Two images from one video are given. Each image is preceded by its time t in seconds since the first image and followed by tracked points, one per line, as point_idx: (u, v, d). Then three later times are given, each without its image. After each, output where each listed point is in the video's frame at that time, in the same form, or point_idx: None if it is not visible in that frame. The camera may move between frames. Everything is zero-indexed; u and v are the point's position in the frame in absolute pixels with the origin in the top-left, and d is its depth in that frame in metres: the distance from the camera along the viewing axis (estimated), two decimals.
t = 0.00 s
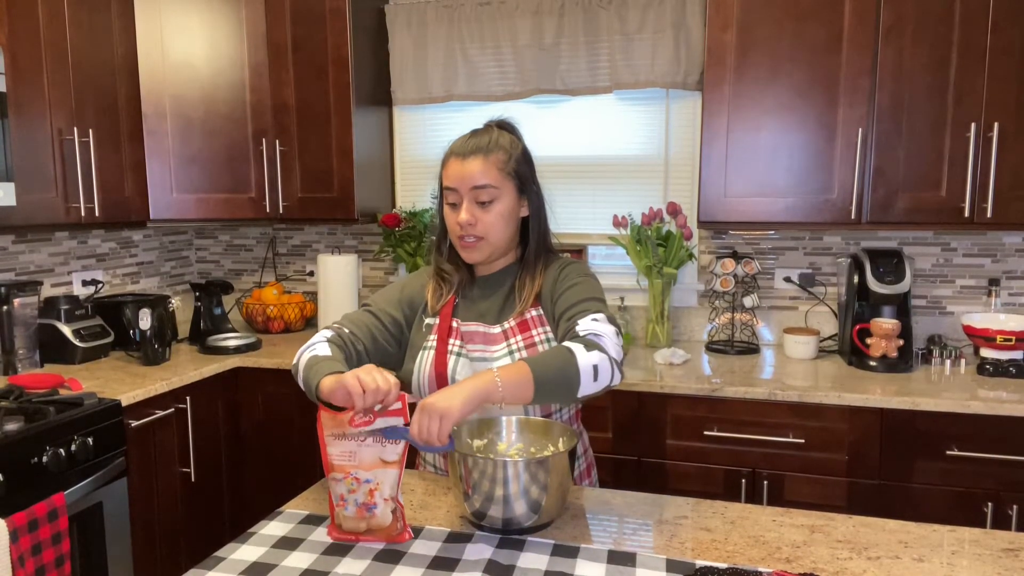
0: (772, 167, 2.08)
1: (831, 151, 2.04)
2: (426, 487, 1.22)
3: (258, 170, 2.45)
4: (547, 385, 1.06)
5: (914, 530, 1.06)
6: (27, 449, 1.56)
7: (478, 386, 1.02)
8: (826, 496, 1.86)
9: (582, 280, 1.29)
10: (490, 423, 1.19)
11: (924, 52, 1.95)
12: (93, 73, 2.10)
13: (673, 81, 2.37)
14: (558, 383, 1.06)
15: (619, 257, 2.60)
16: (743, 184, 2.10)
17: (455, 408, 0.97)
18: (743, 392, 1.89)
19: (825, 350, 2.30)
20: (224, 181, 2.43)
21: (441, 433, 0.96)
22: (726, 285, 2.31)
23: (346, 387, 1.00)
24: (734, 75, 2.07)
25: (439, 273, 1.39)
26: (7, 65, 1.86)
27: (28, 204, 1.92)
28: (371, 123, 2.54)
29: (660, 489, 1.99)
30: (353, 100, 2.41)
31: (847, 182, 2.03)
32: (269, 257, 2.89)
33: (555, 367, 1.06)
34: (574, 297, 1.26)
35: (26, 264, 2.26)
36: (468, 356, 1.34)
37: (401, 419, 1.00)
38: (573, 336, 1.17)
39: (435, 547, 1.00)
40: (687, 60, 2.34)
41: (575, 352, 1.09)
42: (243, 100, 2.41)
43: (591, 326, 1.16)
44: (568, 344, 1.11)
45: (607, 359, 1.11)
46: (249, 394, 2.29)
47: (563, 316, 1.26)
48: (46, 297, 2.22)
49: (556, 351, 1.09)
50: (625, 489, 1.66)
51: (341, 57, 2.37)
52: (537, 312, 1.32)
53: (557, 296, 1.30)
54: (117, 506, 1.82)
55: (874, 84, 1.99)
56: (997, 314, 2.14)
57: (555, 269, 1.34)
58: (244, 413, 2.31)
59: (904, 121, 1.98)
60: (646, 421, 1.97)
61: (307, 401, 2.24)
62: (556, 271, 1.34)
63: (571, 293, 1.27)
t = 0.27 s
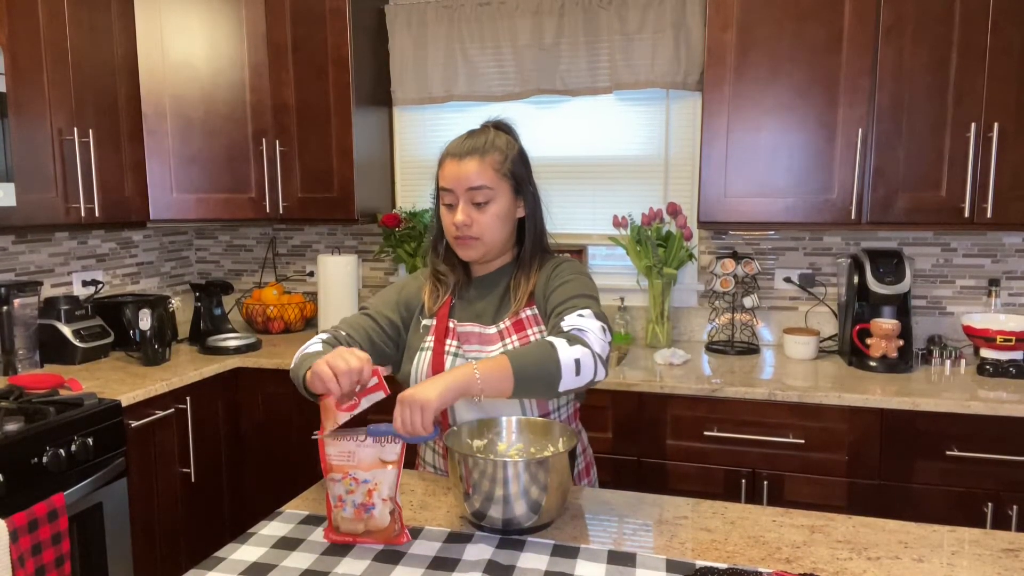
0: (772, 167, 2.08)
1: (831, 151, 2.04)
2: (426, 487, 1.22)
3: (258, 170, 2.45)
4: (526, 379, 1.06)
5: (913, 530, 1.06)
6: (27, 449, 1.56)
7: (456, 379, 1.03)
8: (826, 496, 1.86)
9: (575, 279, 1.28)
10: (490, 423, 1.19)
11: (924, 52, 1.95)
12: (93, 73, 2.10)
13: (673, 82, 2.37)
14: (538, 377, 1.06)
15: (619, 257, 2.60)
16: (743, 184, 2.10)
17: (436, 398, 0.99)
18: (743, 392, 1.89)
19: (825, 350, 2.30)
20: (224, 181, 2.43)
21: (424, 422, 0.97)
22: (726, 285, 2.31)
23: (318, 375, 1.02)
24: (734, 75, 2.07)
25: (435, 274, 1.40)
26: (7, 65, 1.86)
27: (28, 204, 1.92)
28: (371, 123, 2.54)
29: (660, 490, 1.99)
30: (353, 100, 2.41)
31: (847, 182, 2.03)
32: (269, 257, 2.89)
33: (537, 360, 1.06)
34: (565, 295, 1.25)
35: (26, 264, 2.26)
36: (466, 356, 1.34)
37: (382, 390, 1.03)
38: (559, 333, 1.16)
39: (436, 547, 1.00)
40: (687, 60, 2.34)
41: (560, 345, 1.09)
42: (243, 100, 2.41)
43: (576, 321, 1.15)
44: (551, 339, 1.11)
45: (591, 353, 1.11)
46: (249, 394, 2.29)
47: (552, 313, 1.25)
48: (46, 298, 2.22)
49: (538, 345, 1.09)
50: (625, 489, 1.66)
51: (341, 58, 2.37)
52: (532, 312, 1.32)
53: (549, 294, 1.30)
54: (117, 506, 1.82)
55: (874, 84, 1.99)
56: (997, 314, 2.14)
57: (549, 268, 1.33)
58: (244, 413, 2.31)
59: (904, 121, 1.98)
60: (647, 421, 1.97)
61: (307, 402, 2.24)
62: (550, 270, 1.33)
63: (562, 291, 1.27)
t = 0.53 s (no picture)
0: (772, 166, 2.08)
1: (831, 150, 2.04)
2: (426, 487, 1.22)
3: (258, 170, 2.45)
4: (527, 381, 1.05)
5: (913, 530, 1.06)
6: (27, 449, 1.56)
7: (457, 378, 1.02)
8: (826, 495, 1.86)
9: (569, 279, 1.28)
10: (490, 423, 1.19)
11: (924, 52, 1.95)
12: (93, 73, 2.10)
13: (673, 82, 2.36)
14: (538, 378, 1.05)
15: (619, 257, 2.60)
16: (743, 184, 2.10)
17: (436, 397, 0.99)
18: (743, 392, 1.89)
19: (825, 350, 2.30)
20: (224, 181, 2.43)
21: (424, 423, 0.97)
22: (726, 285, 2.31)
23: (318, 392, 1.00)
24: (734, 75, 2.07)
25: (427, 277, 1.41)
26: (7, 65, 1.86)
27: (27, 203, 1.92)
28: (371, 123, 2.54)
29: (660, 489, 1.99)
30: (353, 100, 2.41)
31: (847, 182, 2.03)
32: (269, 257, 2.89)
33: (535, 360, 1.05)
34: (562, 294, 1.25)
35: (26, 264, 2.26)
36: (461, 358, 1.33)
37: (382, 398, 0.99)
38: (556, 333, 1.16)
39: (436, 547, 1.00)
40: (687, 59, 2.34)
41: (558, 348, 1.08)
42: (243, 100, 2.41)
43: (574, 322, 1.15)
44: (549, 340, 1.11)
45: (590, 355, 1.11)
46: (249, 393, 2.29)
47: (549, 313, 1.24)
48: (46, 297, 2.22)
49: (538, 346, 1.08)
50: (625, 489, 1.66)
51: (341, 57, 2.37)
52: (527, 313, 1.31)
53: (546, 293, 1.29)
54: (117, 506, 1.82)
55: (875, 84, 1.99)
56: (997, 314, 2.14)
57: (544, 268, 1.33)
58: (244, 413, 2.31)
59: (904, 120, 1.98)
60: (647, 421, 1.97)
61: (307, 401, 2.24)
62: (545, 270, 1.33)
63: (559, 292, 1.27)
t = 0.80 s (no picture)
0: (772, 166, 2.08)
1: (831, 150, 2.04)
2: (426, 487, 1.22)
3: (258, 170, 2.45)
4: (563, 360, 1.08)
5: (913, 530, 1.06)
6: (27, 449, 1.56)
7: (495, 352, 1.03)
8: (826, 496, 1.86)
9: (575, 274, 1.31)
10: (490, 423, 1.19)
11: (924, 52, 1.95)
12: (93, 73, 2.10)
13: (673, 81, 2.37)
14: (571, 359, 1.08)
15: (619, 257, 2.60)
16: (743, 184, 2.10)
17: (478, 372, 0.98)
18: (743, 392, 1.89)
19: (825, 350, 2.30)
20: (224, 181, 2.43)
21: (465, 398, 0.97)
22: (726, 285, 2.31)
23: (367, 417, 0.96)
24: (734, 75, 2.07)
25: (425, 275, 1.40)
26: (7, 64, 1.86)
27: (27, 203, 1.92)
28: (371, 123, 2.54)
29: (660, 490, 1.99)
30: (353, 100, 2.41)
31: (847, 182, 2.03)
32: (269, 257, 2.89)
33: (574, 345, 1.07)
34: (575, 289, 1.28)
35: (26, 264, 2.26)
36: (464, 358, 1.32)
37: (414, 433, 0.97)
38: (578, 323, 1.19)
39: (436, 547, 1.00)
40: (687, 59, 2.34)
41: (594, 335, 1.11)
42: (243, 100, 2.41)
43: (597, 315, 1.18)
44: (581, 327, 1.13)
45: (615, 344, 1.15)
46: (249, 394, 2.29)
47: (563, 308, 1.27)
48: (46, 297, 2.22)
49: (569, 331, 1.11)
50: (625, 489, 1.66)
51: (341, 58, 2.37)
52: (530, 312, 1.33)
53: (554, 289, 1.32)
54: (117, 506, 1.82)
55: (874, 84, 1.99)
56: (997, 314, 2.14)
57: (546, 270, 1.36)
58: (244, 413, 2.31)
59: (904, 121, 1.98)
60: (647, 421, 1.97)
61: (307, 402, 2.24)
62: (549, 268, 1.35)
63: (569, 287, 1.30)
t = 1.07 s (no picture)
0: (772, 166, 2.08)
1: (831, 150, 2.04)
2: (426, 487, 1.22)
3: (258, 170, 2.45)
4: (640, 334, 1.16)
5: (914, 530, 1.06)
6: (27, 449, 1.56)
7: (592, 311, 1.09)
8: (826, 496, 1.86)
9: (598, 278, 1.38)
10: (490, 423, 1.19)
11: (924, 52, 1.95)
12: (93, 73, 2.10)
13: (673, 81, 2.37)
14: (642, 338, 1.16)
15: (618, 257, 2.60)
16: (743, 184, 2.10)
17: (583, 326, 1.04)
18: (743, 392, 1.89)
19: (825, 350, 2.30)
20: (224, 181, 2.43)
21: (570, 348, 1.02)
22: (726, 285, 2.31)
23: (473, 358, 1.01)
24: (734, 75, 2.07)
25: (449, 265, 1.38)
26: (7, 65, 1.86)
27: (27, 203, 1.92)
28: (371, 123, 2.54)
29: (660, 489, 1.99)
30: (353, 101, 2.41)
31: (847, 182, 2.03)
32: (269, 257, 2.90)
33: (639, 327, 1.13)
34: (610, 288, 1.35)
35: (26, 264, 2.26)
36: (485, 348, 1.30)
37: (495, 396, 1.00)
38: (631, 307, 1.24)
39: (435, 547, 1.00)
40: (686, 59, 2.34)
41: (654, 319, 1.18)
42: (243, 100, 2.41)
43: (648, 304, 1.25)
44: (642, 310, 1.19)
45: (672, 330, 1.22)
46: (249, 394, 2.29)
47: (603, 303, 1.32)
48: (46, 297, 2.22)
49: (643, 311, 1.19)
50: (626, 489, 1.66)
51: (341, 58, 2.37)
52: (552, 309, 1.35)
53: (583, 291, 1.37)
54: (117, 506, 1.82)
55: (874, 84, 1.99)
56: (997, 314, 2.14)
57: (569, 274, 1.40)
58: (244, 413, 2.31)
59: (904, 121, 1.98)
60: (647, 421, 1.97)
61: (307, 401, 2.24)
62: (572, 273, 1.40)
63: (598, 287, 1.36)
